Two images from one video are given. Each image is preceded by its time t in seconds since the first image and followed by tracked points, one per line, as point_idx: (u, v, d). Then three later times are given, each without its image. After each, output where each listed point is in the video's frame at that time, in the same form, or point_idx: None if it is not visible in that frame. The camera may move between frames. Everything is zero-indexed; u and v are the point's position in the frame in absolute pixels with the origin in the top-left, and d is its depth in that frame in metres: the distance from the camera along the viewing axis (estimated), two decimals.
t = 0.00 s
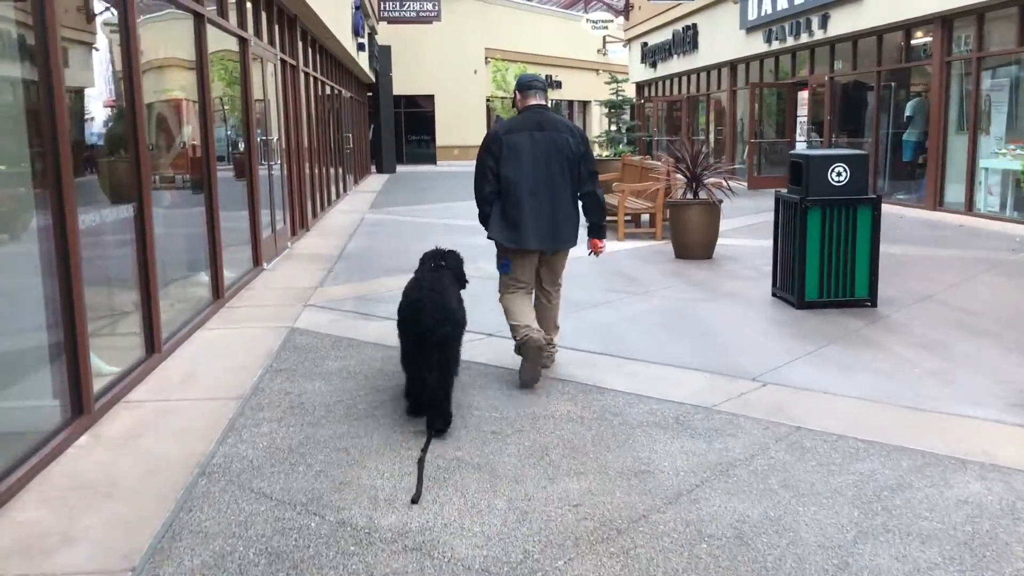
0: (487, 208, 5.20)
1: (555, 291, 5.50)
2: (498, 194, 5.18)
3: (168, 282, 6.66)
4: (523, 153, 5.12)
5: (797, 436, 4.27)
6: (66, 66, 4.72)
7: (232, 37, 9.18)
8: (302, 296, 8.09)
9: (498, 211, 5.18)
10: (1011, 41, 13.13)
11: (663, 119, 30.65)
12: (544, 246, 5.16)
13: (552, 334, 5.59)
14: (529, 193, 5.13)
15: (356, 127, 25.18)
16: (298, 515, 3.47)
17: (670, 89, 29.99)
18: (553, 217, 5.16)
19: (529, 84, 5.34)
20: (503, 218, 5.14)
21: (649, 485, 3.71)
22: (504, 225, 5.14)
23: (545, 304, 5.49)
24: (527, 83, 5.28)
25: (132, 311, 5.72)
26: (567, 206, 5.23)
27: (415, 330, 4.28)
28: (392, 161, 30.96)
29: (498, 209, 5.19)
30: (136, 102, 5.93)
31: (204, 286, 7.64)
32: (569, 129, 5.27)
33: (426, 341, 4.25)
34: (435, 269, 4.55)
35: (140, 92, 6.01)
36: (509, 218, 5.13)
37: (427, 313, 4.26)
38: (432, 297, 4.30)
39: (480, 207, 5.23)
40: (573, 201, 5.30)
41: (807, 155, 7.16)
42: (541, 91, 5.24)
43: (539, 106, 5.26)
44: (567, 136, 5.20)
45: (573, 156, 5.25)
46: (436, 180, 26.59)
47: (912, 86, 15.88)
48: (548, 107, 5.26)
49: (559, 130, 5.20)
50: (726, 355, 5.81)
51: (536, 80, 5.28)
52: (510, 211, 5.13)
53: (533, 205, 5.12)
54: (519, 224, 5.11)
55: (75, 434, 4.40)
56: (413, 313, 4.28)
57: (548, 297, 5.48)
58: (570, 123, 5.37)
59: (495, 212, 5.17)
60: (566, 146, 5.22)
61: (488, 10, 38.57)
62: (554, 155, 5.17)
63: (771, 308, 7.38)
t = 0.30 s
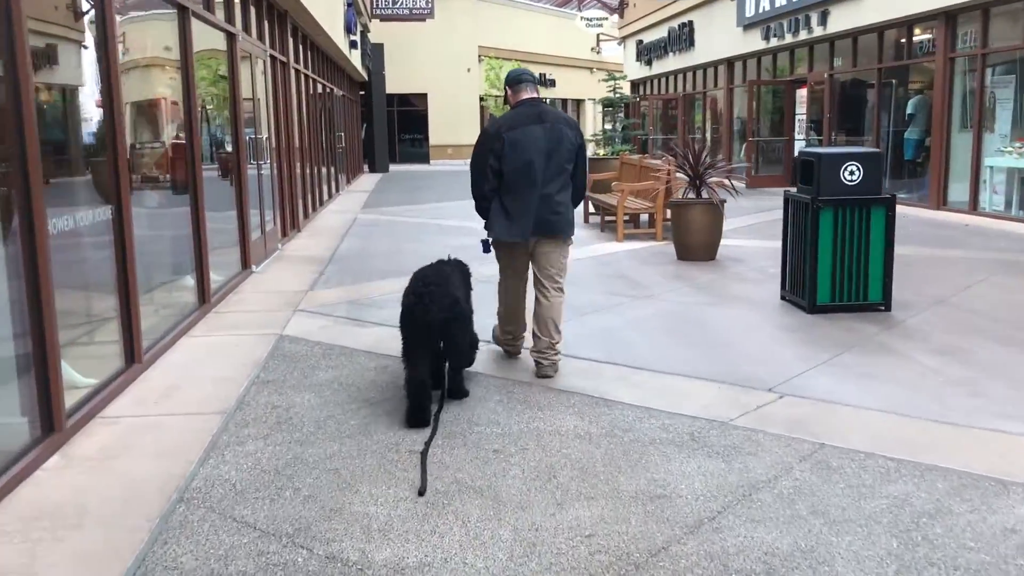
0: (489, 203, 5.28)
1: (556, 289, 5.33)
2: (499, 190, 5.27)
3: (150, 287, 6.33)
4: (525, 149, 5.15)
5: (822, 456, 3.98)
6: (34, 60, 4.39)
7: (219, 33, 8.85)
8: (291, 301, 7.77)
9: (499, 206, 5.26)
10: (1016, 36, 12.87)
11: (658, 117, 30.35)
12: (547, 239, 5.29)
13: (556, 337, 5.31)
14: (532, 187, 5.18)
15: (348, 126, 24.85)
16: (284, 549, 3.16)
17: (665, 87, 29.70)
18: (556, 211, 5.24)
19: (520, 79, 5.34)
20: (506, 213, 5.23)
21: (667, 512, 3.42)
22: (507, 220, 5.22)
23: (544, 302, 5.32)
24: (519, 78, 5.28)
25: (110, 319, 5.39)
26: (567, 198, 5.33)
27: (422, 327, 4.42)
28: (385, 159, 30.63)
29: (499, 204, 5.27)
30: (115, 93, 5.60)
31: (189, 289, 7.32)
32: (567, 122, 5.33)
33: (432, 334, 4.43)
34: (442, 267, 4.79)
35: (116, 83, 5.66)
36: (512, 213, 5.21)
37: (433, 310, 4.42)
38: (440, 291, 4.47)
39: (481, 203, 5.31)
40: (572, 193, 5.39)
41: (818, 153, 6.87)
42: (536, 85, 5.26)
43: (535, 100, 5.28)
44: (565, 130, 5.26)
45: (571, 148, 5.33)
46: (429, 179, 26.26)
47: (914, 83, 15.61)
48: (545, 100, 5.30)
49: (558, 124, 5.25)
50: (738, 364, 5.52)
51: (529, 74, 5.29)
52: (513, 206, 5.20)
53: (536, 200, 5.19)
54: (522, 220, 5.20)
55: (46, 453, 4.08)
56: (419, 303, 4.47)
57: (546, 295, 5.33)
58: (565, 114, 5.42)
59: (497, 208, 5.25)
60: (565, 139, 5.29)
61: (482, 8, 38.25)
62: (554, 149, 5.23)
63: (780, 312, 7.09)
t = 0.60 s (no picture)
0: (479, 209, 5.42)
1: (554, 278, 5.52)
2: (489, 196, 5.39)
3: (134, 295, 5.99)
4: (510, 156, 5.29)
5: (854, 491, 3.66)
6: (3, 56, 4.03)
7: (212, 29, 8.52)
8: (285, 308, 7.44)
9: (489, 212, 5.41)
10: None
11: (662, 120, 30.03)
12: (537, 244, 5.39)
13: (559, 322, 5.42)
14: (518, 193, 5.31)
15: (348, 126, 24.52)
16: None
17: (669, 89, 29.38)
18: (544, 217, 5.34)
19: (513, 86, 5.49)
20: (494, 219, 5.37)
21: (689, 559, 3.09)
22: (496, 226, 5.37)
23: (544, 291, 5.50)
24: (508, 86, 5.43)
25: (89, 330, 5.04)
26: (558, 202, 5.40)
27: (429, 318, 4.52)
28: (385, 160, 30.30)
29: (489, 210, 5.41)
30: (95, 91, 5.15)
31: (178, 295, 6.99)
32: (557, 126, 5.40)
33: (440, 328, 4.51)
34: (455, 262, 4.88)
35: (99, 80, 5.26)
36: (500, 219, 5.35)
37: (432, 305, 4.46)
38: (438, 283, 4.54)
39: (473, 209, 5.46)
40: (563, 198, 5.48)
41: (837, 159, 6.55)
42: (525, 92, 5.37)
43: (523, 107, 5.39)
44: (553, 136, 5.34)
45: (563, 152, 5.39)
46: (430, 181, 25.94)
47: (925, 88, 15.28)
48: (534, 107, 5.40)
49: (545, 129, 5.35)
50: (756, 383, 5.20)
51: (518, 82, 5.43)
52: (501, 212, 5.35)
53: (522, 206, 5.32)
54: (510, 226, 5.34)
55: (11, 478, 3.74)
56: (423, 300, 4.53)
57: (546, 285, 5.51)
58: (557, 119, 5.50)
59: (486, 214, 5.40)
60: (554, 143, 5.36)
61: (484, 9, 37.94)
62: (541, 155, 5.33)
63: (796, 325, 6.76)
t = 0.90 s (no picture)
0: (470, 204, 5.44)
1: (544, 282, 5.71)
2: (480, 192, 5.41)
3: (113, 306, 5.63)
4: (500, 152, 5.33)
5: (896, 527, 3.33)
6: None
7: (202, 26, 8.18)
8: (276, 318, 7.10)
9: (480, 208, 5.41)
10: None
11: (662, 123, 29.74)
12: (524, 241, 5.34)
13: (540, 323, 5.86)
14: (505, 189, 5.33)
15: (344, 129, 24.19)
16: None
17: (669, 92, 29.10)
18: (531, 214, 5.33)
19: (519, 88, 5.55)
20: (483, 215, 5.36)
21: None
22: (484, 221, 5.36)
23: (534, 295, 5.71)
24: (514, 87, 5.51)
25: (62, 343, 4.66)
26: (547, 202, 5.38)
27: (438, 310, 4.62)
28: (382, 163, 29.99)
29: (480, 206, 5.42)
30: (76, 84, 4.71)
31: (164, 304, 6.65)
32: (551, 128, 5.43)
33: (449, 317, 4.64)
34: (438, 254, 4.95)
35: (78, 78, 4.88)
36: (487, 215, 5.34)
37: (446, 294, 4.60)
38: (450, 275, 4.69)
39: (466, 205, 5.48)
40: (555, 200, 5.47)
41: (857, 162, 6.24)
42: (528, 93, 5.43)
43: (521, 107, 5.45)
44: (546, 136, 5.37)
45: (555, 154, 5.39)
46: (427, 184, 25.60)
47: (933, 90, 14.99)
48: (532, 108, 5.45)
49: (539, 130, 5.38)
50: (776, 400, 4.88)
51: (524, 83, 5.49)
52: (489, 208, 5.34)
53: (510, 202, 5.32)
54: (496, 221, 5.32)
55: None
56: (431, 291, 4.63)
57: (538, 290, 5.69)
58: (554, 122, 5.53)
59: (476, 210, 5.40)
60: (547, 144, 5.38)
61: (482, 11, 37.64)
62: (532, 154, 5.35)
63: (813, 336, 6.45)
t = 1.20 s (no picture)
0: (483, 208, 5.45)
1: (551, 295, 5.66)
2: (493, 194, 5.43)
3: (96, 330, 5.29)
4: (516, 155, 5.35)
5: None
6: None
7: (189, 34, 7.84)
8: (271, 338, 6.78)
9: (493, 210, 5.43)
10: None
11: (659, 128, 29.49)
12: (539, 242, 5.40)
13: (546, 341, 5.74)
14: (521, 191, 5.35)
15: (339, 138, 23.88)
16: None
17: (666, 96, 28.85)
18: (545, 215, 5.38)
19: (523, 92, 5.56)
20: (498, 218, 5.39)
21: None
22: (499, 225, 5.39)
23: (538, 306, 5.68)
24: (520, 90, 5.53)
25: (42, 374, 4.30)
26: (559, 204, 5.46)
27: (436, 324, 4.67)
28: (378, 172, 29.68)
29: (493, 208, 5.44)
30: (53, 96, 4.39)
31: (152, 326, 6.32)
32: (560, 132, 5.52)
33: (446, 331, 4.69)
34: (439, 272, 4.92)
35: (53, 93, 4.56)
36: (503, 216, 5.37)
37: (445, 308, 4.67)
38: (448, 293, 4.72)
39: (477, 207, 5.48)
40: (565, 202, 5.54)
41: (879, 169, 5.93)
42: (536, 97, 5.48)
43: (531, 111, 5.50)
44: (558, 140, 5.44)
45: (565, 157, 5.49)
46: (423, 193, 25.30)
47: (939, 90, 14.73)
48: (541, 112, 5.52)
49: (551, 133, 5.44)
50: (806, 425, 4.57)
51: (529, 85, 5.53)
52: (504, 209, 5.37)
53: (526, 204, 5.36)
54: (512, 222, 5.36)
55: None
56: (431, 306, 4.69)
57: (541, 300, 5.65)
58: (560, 127, 5.62)
59: (490, 212, 5.42)
60: (559, 147, 5.46)
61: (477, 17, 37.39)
62: (546, 157, 5.40)
63: (836, 351, 6.14)
